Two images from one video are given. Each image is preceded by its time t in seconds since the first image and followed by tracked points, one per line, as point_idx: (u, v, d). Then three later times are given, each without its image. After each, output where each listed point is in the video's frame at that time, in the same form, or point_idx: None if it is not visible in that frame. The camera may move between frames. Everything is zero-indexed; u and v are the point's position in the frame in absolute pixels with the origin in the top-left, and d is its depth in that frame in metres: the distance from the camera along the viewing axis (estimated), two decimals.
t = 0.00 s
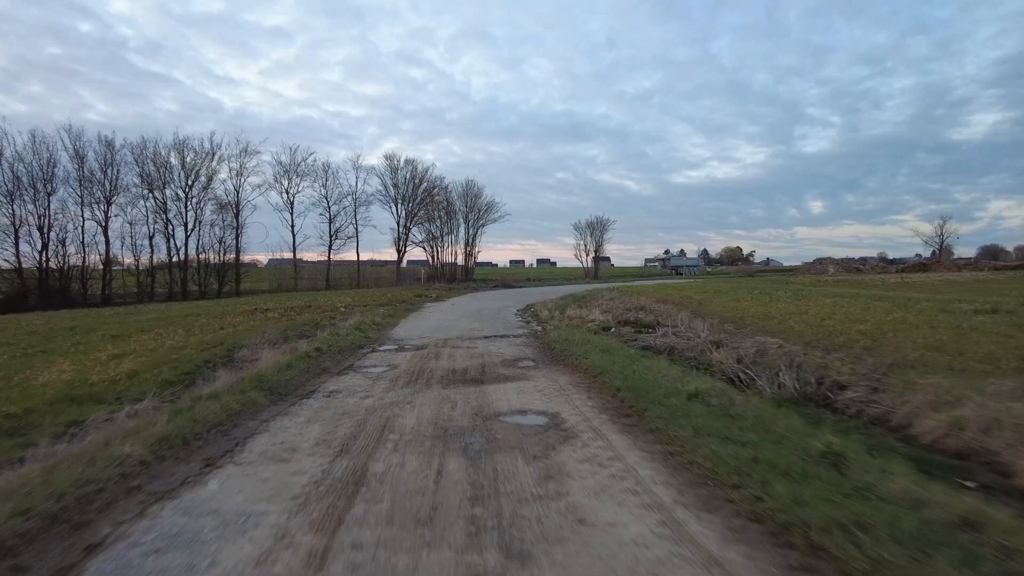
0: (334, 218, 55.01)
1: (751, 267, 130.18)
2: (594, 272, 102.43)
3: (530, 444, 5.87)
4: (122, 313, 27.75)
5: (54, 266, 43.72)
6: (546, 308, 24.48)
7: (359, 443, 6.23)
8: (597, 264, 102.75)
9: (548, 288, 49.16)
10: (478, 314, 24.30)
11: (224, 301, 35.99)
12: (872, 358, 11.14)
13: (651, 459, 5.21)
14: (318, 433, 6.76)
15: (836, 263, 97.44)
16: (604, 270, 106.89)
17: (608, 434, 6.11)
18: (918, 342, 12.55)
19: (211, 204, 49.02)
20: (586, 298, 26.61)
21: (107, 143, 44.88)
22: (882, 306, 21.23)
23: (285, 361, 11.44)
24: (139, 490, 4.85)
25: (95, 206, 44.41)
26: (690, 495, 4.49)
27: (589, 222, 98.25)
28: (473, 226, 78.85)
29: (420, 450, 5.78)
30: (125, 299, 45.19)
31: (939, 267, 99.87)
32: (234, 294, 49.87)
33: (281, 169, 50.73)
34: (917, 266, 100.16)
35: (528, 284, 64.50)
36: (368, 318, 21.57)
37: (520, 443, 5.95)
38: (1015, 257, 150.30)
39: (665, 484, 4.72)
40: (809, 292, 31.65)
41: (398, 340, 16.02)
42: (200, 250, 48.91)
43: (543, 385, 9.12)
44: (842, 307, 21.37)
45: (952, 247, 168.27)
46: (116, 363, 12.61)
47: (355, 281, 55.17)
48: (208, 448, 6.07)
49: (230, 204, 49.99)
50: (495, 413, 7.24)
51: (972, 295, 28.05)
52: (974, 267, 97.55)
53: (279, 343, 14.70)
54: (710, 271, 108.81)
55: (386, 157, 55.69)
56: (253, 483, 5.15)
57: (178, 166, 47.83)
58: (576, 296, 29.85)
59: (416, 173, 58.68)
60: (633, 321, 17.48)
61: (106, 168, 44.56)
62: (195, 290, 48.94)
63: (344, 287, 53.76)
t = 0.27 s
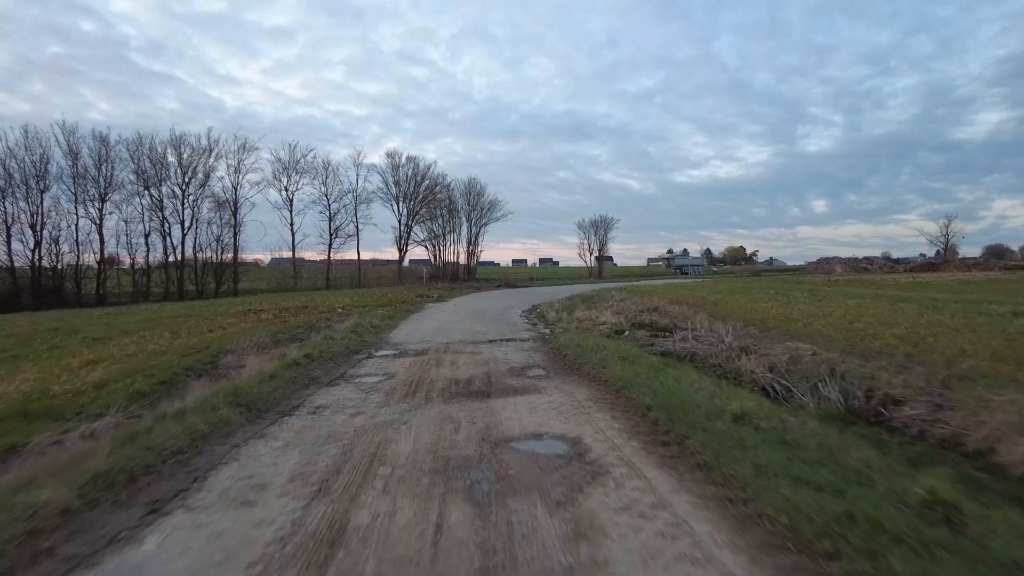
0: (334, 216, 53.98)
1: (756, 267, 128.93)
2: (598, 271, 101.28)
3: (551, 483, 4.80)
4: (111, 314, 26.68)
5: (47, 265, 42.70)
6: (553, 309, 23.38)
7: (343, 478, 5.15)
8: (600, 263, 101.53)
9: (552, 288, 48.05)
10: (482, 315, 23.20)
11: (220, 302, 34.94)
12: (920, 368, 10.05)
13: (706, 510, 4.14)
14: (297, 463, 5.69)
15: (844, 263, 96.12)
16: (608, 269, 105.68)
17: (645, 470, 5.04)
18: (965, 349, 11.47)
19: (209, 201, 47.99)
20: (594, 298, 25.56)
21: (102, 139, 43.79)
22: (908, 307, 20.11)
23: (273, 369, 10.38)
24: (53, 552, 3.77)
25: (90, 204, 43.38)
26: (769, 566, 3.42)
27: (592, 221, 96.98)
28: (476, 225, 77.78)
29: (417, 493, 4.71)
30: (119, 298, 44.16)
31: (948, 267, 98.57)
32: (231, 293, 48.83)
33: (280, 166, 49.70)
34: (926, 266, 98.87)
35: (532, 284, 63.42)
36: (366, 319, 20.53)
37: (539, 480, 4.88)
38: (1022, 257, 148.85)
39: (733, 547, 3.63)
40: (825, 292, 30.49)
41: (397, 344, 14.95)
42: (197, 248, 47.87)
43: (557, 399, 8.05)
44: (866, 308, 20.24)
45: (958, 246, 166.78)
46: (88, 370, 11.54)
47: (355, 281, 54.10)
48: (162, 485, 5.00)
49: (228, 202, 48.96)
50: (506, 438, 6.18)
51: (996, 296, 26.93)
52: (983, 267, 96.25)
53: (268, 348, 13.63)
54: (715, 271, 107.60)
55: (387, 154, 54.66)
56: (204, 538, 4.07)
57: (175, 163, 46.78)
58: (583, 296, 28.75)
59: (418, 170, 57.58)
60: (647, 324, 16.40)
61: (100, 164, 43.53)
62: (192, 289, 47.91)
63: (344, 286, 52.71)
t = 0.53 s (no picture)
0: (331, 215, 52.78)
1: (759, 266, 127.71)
2: (600, 271, 100.03)
3: (586, 552, 3.60)
4: (94, 316, 25.43)
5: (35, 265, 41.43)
6: (559, 311, 22.15)
7: (312, 539, 3.94)
8: (603, 264, 100.24)
9: (555, 288, 46.77)
10: (484, 317, 21.97)
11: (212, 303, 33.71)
12: (983, 380, 8.86)
13: None
14: (257, 512, 4.47)
15: (849, 263, 94.83)
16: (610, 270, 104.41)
17: (707, 531, 3.84)
18: None
19: (202, 200, 46.76)
20: (602, 300, 24.33)
21: (92, 136, 42.55)
22: (938, 308, 18.85)
23: (249, 381, 9.14)
24: None
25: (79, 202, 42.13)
26: None
27: (595, 220, 95.66)
28: (477, 224, 76.57)
29: (404, 568, 3.47)
30: (111, 299, 42.90)
31: (954, 267, 97.34)
32: (226, 294, 47.60)
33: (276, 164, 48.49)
34: (932, 266, 97.58)
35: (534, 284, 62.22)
36: (360, 322, 19.28)
37: (569, 547, 3.68)
38: None
39: None
40: (841, 293, 29.21)
41: (393, 350, 13.71)
42: (191, 248, 46.64)
43: (576, 420, 6.82)
44: (893, 310, 18.99)
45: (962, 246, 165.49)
46: (45, 381, 10.31)
47: (353, 281, 52.86)
48: (63, 555, 3.73)
49: (223, 200, 47.75)
50: (520, 477, 4.95)
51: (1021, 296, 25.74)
52: (990, 267, 95.03)
53: (250, 356, 12.42)
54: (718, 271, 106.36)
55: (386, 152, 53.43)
56: None
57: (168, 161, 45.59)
58: (589, 297, 27.51)
59: (417, 168, 56.31)
60: (663, 327, 15.20)
61: (90, 162, 42.30)
62: (186, 290, 46.69)
63: (342, 287, 51.47)
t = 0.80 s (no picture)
0: (334, 213, 51.75)
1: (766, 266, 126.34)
2: (606, 271, 98.78)
3: None
4: (84, 318, 24.36)
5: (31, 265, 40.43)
6: (571, 313, 20.99)
7: None
8: (609, 263, 98.95)
9: (563, 288, 45.55)
10: (492, 320, 20.80)
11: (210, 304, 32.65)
12: None
13: None
14: None
15: (860, 262, 93.33)
16: (617, 269, 103.10)
17: None
18: None
19: (202, 198, 45.76)
20: (616, 301, 23.16)
21: (89, 133, 41.58)
22: (978, 310, 17.64)
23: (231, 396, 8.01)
24: None
25: (76, 200, 41.14)
26: None
27: (601, 219, 94.33)
28: (482, 223, 75.45)
29: None
30: (109, 300, 41.90)
31: (967, 266, 95.76)
32: (227, 294, 46.56)
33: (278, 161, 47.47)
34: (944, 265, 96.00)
35: (540, 284, 61.06)
36: (361, 325, 18.14)
37: None
38: None
39: None
40: (864, 293, 27.94)
41: (396, 357, 12.58)
42: (191, 247, 45.61)
43: (613, 450, 5.69)
44: (930, 312, 17.78)
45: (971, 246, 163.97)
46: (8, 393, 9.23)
47: (356, 281, 51.78)
48: None
49: (223, 198, 46.74)
50: (556, 538, 3.83)
51: None
52: (1003, 266, 93.42)
53: (239, 365, 11.33)
54: (726, 271, 105.01)
55: (389, 149, 52.37)
56: None
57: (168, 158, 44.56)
58: (602, 298, 26.32)
59: (422, 166, 55.16)
60: (687, 331, 14.07)
61: (87, 159, 41.33)
62: (185, 290, 45.66)
63: (345, 287, 50.37)
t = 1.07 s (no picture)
0: (333, 213, 50.66)
1: (771, 267, 125.03)
2: (610, 272, 97.57)
3: None
4: (67, 320, 23.24)
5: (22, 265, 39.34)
6: (577, 315, 19.88)
7: None
8: (613, 264, 97.77)
9: (567, 289, 44.43)
10: (494, 322, 19.68)
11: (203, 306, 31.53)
12: None
13: None
14: None
15: (867, 263, 92.06)
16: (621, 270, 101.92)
17: None
18: None
19: (198, 196, 44.65)
20: (624, 302, 22.06)
21: (81, 129, 40.46)
22: (1014, 313, 16.51)
23: (194, 416, 6.89)
24: None
25: (68, 199, 40.04)
26: None
27: (605, 219, 93.09)
28: (484, 223, 74.32)
29: None
30: (101, 301, 40.81)
31: (975, 267, 94.37)
32: (223, 295, 45.47)
33: (275, 159, 46.35)
34: (952, 265, 94.72)
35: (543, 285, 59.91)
36: (355, 330, 16.99)
37: None
38: None
39: None
40: (881, 295, 26.79)
41: (390, 364, 11.47)
42: (186, 247, 44.51)
43: (646, 492, 4.59)
44: (963, 314, 16.63)
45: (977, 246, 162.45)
46: None
47: (355, 281, 50.71)
48: None
49: (219, 197, 45.65)
50: None
51: None
52: (1012, 267, 92.03)
53: (215, 376, 10.21)
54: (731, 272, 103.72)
55: (390, 147, 51.23)
56: None
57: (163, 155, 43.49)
58: (609, 299, 25.20)
59: (422, 164, 54.09)
60: (707, 337, 12.96)
61: (79, 157, 40.22)
62: (181, 291, 44.58)
63: (344, 287, 49.28)
